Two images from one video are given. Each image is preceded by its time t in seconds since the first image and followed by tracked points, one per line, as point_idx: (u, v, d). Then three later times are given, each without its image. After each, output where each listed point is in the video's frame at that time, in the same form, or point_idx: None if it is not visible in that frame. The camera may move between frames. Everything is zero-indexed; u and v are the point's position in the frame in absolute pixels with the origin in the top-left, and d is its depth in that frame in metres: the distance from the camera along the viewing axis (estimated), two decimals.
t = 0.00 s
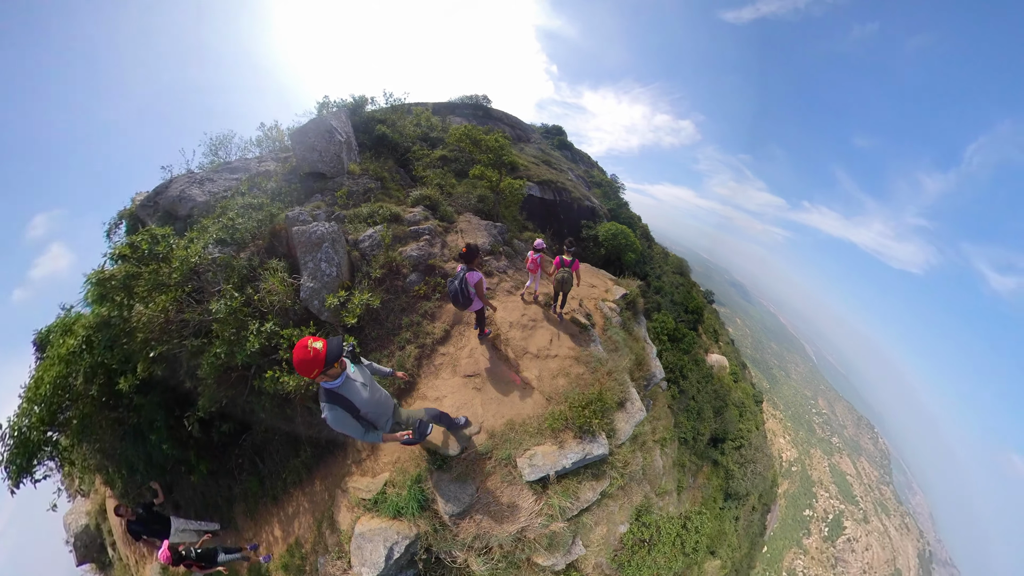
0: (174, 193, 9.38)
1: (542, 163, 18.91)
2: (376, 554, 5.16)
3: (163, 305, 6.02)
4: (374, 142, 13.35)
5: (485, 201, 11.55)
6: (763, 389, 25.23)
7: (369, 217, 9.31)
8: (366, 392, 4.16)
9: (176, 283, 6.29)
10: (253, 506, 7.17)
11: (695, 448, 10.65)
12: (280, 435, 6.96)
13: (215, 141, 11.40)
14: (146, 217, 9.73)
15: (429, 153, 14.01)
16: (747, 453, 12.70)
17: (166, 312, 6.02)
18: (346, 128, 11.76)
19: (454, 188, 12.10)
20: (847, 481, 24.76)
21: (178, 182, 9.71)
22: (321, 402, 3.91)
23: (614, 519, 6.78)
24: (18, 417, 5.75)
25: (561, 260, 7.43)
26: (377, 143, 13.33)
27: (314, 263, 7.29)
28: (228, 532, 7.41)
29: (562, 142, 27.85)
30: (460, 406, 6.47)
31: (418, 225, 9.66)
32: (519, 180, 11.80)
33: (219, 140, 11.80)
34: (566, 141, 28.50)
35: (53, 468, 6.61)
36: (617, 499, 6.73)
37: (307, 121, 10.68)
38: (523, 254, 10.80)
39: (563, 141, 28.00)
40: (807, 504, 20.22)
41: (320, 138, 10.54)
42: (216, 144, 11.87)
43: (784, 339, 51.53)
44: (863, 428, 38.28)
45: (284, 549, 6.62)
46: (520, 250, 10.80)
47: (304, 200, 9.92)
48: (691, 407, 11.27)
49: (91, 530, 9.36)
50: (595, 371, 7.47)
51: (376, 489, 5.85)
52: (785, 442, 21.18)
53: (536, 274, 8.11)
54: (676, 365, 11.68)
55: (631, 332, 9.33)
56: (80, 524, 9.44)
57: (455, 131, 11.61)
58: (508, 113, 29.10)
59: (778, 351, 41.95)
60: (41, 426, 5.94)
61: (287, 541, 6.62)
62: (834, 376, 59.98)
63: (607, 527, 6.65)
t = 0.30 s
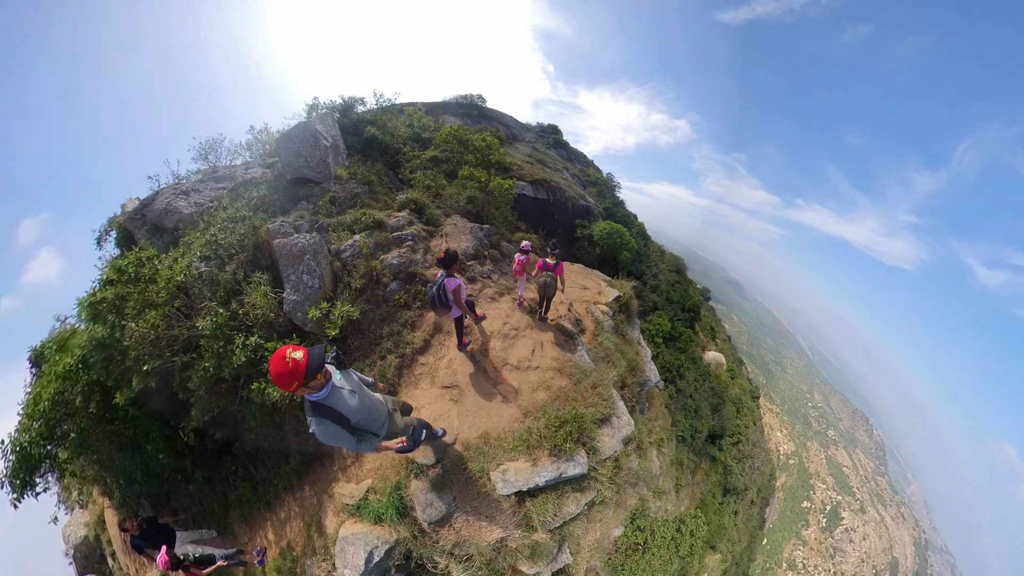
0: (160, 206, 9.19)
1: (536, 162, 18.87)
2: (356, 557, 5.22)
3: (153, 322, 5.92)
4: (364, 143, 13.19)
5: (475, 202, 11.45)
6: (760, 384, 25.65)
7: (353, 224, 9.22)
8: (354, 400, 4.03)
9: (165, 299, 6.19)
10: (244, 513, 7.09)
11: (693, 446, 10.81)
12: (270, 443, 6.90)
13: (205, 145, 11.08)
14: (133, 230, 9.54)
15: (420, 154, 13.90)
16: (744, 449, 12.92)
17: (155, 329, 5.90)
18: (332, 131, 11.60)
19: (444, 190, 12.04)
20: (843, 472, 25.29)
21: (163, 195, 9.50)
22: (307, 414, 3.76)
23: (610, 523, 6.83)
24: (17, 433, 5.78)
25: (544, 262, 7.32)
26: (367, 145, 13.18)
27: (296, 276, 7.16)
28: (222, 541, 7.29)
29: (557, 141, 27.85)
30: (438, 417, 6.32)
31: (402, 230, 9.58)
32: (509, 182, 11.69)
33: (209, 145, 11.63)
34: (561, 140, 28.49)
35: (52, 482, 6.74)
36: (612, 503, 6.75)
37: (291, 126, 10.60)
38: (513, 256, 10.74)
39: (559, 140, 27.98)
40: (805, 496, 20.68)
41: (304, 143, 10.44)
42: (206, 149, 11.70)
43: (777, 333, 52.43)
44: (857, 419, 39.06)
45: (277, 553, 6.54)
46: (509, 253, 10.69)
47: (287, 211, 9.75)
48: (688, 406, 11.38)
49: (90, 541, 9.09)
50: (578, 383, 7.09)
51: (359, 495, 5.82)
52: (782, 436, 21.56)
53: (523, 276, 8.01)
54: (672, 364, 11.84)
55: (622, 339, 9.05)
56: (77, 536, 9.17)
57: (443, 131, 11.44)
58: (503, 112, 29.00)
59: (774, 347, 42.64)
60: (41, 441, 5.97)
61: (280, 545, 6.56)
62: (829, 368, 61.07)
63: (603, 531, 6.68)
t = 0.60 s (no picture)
0: (144, 215, 9.09)
1: (532, 162, 18.84)
2: (337, 567, 5.30)
3: (137, 336, 5.94)
4: (353, 144, 13.05)
5: (465, 202, 11.34)
6: (755, 380, 26.25)
7: (337, 229, 9.15)
8: (338, 404, 3.88)
9: (147, 314, 6.17)
10: (245, 517, 6.81)
11: (691, 444, 10.96)
12: (256, 453, 6.79)
13: (194, 145, 10.85)
14: (119, 239, 9.36)
15: (411, 154, 13.77)
16: (741, 445, 13.16)
17: (139, 343, 5.91)
18: (318, 133, 11.44)
19: (435, 190, 11.98)
20: (838, 465, 25.95)
21: (147, 204, 9.40)
22: (288, 420, 3.60)
23: (604, 528, 6.87)
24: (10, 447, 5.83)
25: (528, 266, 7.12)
26: (357, 146, 13.03)
27: (275, 285, 7.16)
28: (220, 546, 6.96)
29: (554, 140, 27.87)
30: (413, 428, 6.07)
31: (385, 233, 9.51)
32: (500, 181, 11.53)
33: (199, 145, 11.52)
34: (557, 138, 28.49)
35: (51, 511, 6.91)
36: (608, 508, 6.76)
37: (277, 128, 10.48)
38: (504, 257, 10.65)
39: (555, 139, 28.01)
40: (801, 489, 21.24)
41: (289, 146, 10.31)
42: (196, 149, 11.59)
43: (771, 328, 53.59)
44: (848, 412, 40.00)
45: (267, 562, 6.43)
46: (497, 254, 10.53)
47: (270, 216, 9.76)
48: (686, 405, 11.50)
49: (87, 553, 8.85)
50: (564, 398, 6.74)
51: (342, 505, 5.70)
52: (777, 430, 22.07)
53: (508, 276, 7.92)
54: (669, 364, 12.11)
55: (615, 346, 8.79)
56: (75, 548, 8.97)
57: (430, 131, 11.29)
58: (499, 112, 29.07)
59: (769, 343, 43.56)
60: (33, 455, 5.98)
61: (269, 554, 6.48)
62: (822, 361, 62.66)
63: (597, 536, 6.70)
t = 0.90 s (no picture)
0: (125, 224, 9.05)
1: (527, 161, 18.79)
2: None
3: (121, 351, 5.86)
4: (343, 144, 12.88)
5: (455, 202, 11.18)
6: (750, 376, 26.86)
7: (320, 234, 8.99)
8: (344, 411, 3.89)
9: (129, 328, 6.09)
10: (245, 517, 6.67)
11: (688, 442, 11.15)
12: (245, 465, 6.69)
13: (181, 147, 10.78)
14: (101, 248, 9.26)
15: (402, 154, 13.59)
16: (738, 441, 13.37)
17: (123, 358, 5.81)
18: (304, 133, 11.20)
19: (427, 190, 11.89)
20: (833, 457, 26.54)
21: (129, 212, 9.36)
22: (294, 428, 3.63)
23: (601, 534, 6.91)
24: None
25: (516, 270, 6.80)
26: (346, 146, 12.87)
27: (255, 296, 7.09)
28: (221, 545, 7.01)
29: (550, 139, 27.77)
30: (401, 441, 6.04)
31: (369, 238, 9.26)
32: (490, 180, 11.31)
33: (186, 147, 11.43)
34: (553, 137, 28.45)
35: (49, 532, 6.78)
36: (604, 513, 6.79)
37: (260, 129, 10.28)
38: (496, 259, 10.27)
39: (551, 137, 27.96)
40: (797, 482, 21.75)
41: (274, 148, 10.12)
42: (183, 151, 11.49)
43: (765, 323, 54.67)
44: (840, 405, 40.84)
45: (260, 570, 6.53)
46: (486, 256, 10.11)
47: (257, 218, 9.68)
48: (684, 404, 11.63)
49: (82, 567, 8.38)
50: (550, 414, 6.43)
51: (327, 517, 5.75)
52: (773, 425, 22.52)
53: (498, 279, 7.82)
54: (667, 364, 11.99)
55: (609, 352, 8.49)
56: (71, 562, 8.51)
57: (418, 131, 11.06)
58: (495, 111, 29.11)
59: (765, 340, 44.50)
60: (23, 472, 5.84)
61: (262, 562, 6.53)
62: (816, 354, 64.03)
63: (594, 542, 6.74)
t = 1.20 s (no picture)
0: (107, 232, 9.17)
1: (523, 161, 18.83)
2: None
3: (103, 365, 5.77)
4: (333, 144, 12.76)
5: (446, 202, 10.98)
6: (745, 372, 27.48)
7: (304, 240, 8.78)
8: (341, 419, 3.83)
9: (111, 343, 5.97)
10: (244, 518, 6.45)
11: (686, 440, 11.33)
12: (233, 478, 6.65)
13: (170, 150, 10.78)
14: (84, 257, 9.53)
15: (394, 154, 13.42)
16: (736, 437, 13.53)
17: (105, 374, 5.72)
18: (292, 134, 11.02)
19: (419, 190, 11.75)
20: (827, 450, 27.16)
21: (111, 220, 9.49)
22: (291, 438, 3.59)
23: (599, 539, 6.92)
24: None
25: (500, 270, 6.80)
26: (336, 145, 12.71)
27: (234, 307, 6.99)
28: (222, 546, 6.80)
29: (545, 139, 27.80)
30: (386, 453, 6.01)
31: (353, 243, 9.09)
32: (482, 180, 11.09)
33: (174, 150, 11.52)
34: (548, 137, 28.50)
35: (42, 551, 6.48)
36: (602, 518, 6.78)
37: (244, 131, 10.13)
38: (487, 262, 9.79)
39: (546, 137, 28.01)
40: (794, 475, 22.21)
41: (258, 150, 9.97)
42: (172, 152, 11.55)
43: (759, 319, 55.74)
44: (831, 399, 41.70)
45: None
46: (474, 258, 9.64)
47: (241, 224, 9.65)
48: (682, 402, 11.74)
49: None
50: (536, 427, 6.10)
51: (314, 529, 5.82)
52: (770, 420, 22.92)
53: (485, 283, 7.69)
54: (663, 364, 11.98)
55: (602, 358, 8.40)
56: None
57: (405, 130, 10.83)
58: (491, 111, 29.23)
59: (759, 337, 45.34)
60: (11, 488, 5.56)
61: None
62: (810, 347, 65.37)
63: (592, 548, 6.75)
